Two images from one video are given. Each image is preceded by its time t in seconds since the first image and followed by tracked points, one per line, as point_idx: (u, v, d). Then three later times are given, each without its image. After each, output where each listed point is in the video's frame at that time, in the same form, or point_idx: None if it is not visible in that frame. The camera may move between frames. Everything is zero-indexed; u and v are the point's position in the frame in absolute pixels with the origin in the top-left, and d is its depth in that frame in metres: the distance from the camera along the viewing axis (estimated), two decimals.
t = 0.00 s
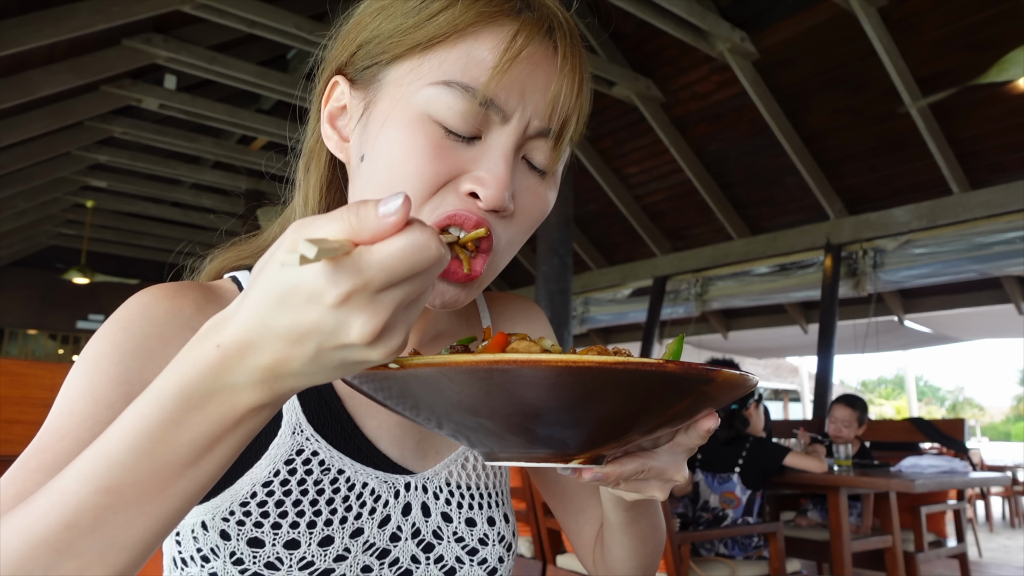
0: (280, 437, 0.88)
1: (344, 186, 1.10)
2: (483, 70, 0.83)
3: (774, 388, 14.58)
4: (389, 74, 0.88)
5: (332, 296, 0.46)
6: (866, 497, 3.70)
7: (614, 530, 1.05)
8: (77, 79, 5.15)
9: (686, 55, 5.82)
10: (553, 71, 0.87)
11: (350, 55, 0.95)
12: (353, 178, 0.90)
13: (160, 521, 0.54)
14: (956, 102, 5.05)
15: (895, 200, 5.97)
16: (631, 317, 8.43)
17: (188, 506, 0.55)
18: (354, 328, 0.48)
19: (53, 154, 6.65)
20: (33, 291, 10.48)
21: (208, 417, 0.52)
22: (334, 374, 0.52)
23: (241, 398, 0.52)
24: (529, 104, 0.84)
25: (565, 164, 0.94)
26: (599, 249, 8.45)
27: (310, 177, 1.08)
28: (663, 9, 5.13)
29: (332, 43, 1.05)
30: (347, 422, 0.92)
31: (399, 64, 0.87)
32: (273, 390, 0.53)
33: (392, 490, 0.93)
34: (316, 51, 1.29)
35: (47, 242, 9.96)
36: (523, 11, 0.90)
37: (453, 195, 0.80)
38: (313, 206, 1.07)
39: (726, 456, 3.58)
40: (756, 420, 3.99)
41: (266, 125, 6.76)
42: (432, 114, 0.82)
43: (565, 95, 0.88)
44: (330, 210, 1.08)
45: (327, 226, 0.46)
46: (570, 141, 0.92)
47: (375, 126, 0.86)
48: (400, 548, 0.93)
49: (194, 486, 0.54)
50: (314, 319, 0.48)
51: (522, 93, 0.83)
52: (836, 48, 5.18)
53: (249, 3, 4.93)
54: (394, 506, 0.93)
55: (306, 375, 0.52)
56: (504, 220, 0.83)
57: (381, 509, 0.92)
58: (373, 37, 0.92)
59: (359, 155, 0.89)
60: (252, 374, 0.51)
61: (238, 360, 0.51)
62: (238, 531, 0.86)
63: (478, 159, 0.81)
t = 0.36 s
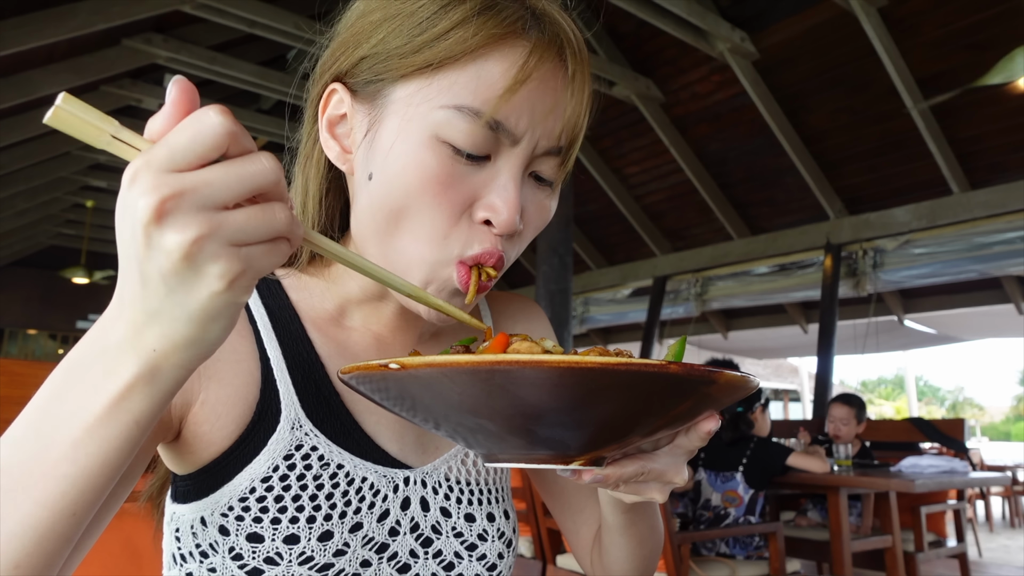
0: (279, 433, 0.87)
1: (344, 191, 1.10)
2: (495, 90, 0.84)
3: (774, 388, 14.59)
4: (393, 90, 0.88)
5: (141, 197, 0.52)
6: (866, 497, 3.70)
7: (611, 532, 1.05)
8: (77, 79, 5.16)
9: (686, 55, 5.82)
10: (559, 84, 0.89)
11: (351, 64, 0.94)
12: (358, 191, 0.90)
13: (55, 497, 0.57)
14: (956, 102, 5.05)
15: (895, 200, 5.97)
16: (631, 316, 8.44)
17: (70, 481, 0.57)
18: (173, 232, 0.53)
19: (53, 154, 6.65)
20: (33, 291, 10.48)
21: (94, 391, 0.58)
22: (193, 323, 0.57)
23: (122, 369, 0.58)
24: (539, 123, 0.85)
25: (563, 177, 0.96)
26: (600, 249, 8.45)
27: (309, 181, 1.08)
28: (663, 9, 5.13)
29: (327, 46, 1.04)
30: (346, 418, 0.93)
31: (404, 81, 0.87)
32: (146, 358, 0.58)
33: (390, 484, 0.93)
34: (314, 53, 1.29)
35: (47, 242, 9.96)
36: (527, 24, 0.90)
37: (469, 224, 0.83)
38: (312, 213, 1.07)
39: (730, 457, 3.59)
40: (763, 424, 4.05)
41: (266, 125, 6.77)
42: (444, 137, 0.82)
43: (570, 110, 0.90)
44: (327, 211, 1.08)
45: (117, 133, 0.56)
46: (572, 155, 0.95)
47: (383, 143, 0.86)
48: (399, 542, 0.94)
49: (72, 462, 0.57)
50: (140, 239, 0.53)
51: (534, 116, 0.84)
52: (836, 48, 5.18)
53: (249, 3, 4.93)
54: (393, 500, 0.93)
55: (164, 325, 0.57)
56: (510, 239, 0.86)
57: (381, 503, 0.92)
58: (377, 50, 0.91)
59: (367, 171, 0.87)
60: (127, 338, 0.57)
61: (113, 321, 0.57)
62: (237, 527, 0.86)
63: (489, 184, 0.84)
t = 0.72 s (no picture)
0: (279, 433, 0.87)
1: (344, 191, 1.10)
2: (496, 91, 0.83)
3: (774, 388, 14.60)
4: (393, 92, 0.88)
5: (76, 175, 0.56)
6: (866, 497, 3.70)
7: (611, 532, 1.05)
8: (77, 79, 5.16)
9: (686, 55, 5.82)
10: (559, 84, 0.88)
11: (349, 66, 0.94)
12: (358, 194, 0.90)
13: (24, 493, 0.59)
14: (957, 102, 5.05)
15: (895, 200, 5.97)
16: (631, 317, 8.44)
17: (34, 477, 0.59)
18: (108, 209, 0.56)
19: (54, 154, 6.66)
20: (33, 291, 10.49)
21: (57, 386, 0.60)
22: (140, 304, 0.59)
23: (81, 367, 0.60)
24: (539, 124, 0.85)
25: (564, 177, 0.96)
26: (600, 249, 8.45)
27: (308, 180, 1.08)
28: (663, 9, 5.13)
29: (323, 48, 1.04)
30: (346, 418, 0.92)
31: (403, 84, 0.87)
32: (103, 352, 0.60)
33: (391, 484, 0.93)
34: (312, 53, 1.29)
35: (47, 242, 9.96)
36: (527, 25, 0.90)
37: (472, 226, 0.83)
38: (312, 214, 1.07)
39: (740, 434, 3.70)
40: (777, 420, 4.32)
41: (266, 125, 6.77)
42: (445, 139, 0.82)
43: (571, 109, 0.89)
44: (326, 211, 1.08)
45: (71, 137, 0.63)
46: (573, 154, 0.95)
47: (383, 145, 0.86)
48: (400, 542, 0.94)
49: (35, 460, 0.59)
50: (84, 223, 0.57)
51: (535, 118, 0.84)
52: (836, 48, 5.18)
53: (249, 3, 4.93)
54: (394, 500, 0.93)
55: (115, 312, 0.60)
56: (513, 241, 0.86)
57: (382, 503, 0.92)
58: (376, 52, 0.91)
59: (368, 174, 0.87)
60: (83, 335, 0.60)
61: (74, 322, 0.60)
62: (236, 528, 0.86)
63: (491, 185, 0.84)
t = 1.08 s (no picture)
0: (278, 435, 0.87)
1: (344, 191, 1.10)
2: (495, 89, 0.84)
3: (774, 388, 14.61)
4: (393, 92, 0.88)
5: (87, 151, 0.58)
6: (866, 497, 3.70)
7: (609, 534, 1.05)
8: (78, 79, 5.15)
9: (686, 55, 5.82)
10: (558, 79, 0.88)
11: (349, 66, 0.94)
12: (359, 193, 0.90)
13: (10, 478, 0.57)
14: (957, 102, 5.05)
15: (895, 200, 5.97)
16: (632, 317, 8.44)
17: (15, 461, 0.57)
18: (112, 177, 0.58)
19: (54, 154, 6.65)
20: (33, 292, 10.48)
21: (39, 369, 0.59)
22: (135, 279, 0.59)
23: (66, 349, 0.59)
24: (539, 120, 0.85)
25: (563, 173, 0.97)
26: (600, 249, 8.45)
27: (308, 180, 1.08)
28: (663, 9, 5.13)
29: (321, 47, 1.04)
30: (345, 419, 0.92)
31: (403, 83, 0.87)
32: (88, 334, 0.59)
33: (391, 485, 0.93)
34: (311, 53, 1.29)
35: (47, 242, 9.96)
36: (524, 23, 0.90)
37: (473, 224, 0.83)
38: (312, 213, 1.07)
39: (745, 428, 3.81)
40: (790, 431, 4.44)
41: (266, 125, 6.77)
42: (445, 138, 0.82)
43: (571, 105, 0.89)
44: (326, 210, 1.08)
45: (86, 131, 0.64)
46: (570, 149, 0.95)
47: (383, 144, 0.86)
48: (400, 543, 0.94)
49: (19, 444, 0.58)
50: (89, 194, 0.59)
51: (534, 115, 0.84)
52: (836, 48, 5.18)
53: (249, 3, 4.93)
54: (394, 501, 0.93)
55: (104, 289, 0.59)
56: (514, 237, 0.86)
57: (382, 504, 0.92)
58: (375, 52, 0.91)
59: (368, 172, 0.87)
60: (73, 316, 0.59)
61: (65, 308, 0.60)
62: (236, 529, 0.86)
63: (492, 182, 0.83)
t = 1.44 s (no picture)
0: (279, 435, 0.87)
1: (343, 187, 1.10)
2: (493, 83, 0.83)
3: (774, 388, 14.61)
4: (389, 89, 0.88)
5: (244, 180, 0.60)
6: (866, 497, 3.70)
7: (608, 541, 1.06)
8: (77, 79, 5.15)
9: (686, 55, 5.82)
10: (555, 70, 0.87)
11: (345, 63, 0.94)
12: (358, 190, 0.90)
13: (46, 470, 0.58)
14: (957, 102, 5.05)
15: (895, 200, 5.97)
16: (631, 316, 8.44)
17: (67, 449, 0.58)
18: (261, 208, 0.58)
19: (54, 154, 6.65)
20: (33, 292, 10.50)
21: (107, 362, 0.60)
22: (233, 296, 0.59)
23: (135, 345, 0.60)
24: (537, 113, 0.84)
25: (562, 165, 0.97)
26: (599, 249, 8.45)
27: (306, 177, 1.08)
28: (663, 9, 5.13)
29: (318, 46, 1.04)
30: (346, 419, 0.92)
31: (399, 80, 0.87)
32: (160, 334, 0.59)
33: (392, 486, 0.93)
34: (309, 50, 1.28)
35: (47, 242, 9.97)
36: (520, 16, 0.89)
37: (473, 219, 0.83)
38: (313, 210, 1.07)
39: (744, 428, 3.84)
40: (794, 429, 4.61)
41: (265, 125, 6.77)
42: (443, 132, 0.82)
43: (568, 96, 0.89)
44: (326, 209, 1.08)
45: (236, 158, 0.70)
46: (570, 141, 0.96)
47: (382, 140, 0.87)
48: (401, 544, 0.93)
49: (70, 432, 0.59)
50: (234, 203, 0.59)
51: (533, 108, 0.84)
52: (836, 48, 5.18)
53: (249, 3, 4.93)
54: (395, 501, 0.93)
55: (196, 296, 0.59)
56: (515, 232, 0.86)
57: (382, 505, 0.92)
58: (370, 48, 0.91)
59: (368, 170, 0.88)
60: (153, 313, 0.60)
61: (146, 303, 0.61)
62: (237, 529, 0.86)
63: (492, 177, 0.83)
